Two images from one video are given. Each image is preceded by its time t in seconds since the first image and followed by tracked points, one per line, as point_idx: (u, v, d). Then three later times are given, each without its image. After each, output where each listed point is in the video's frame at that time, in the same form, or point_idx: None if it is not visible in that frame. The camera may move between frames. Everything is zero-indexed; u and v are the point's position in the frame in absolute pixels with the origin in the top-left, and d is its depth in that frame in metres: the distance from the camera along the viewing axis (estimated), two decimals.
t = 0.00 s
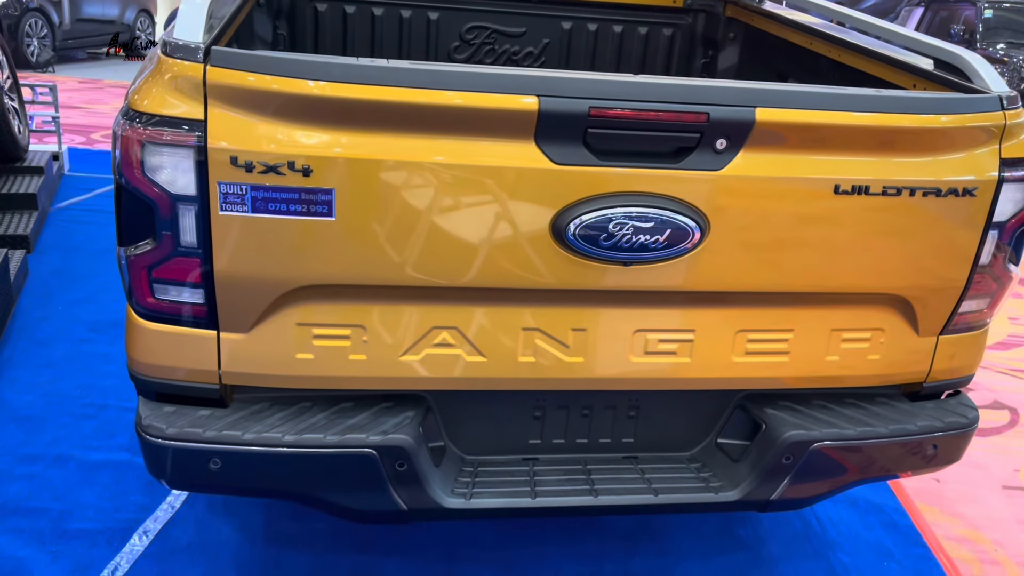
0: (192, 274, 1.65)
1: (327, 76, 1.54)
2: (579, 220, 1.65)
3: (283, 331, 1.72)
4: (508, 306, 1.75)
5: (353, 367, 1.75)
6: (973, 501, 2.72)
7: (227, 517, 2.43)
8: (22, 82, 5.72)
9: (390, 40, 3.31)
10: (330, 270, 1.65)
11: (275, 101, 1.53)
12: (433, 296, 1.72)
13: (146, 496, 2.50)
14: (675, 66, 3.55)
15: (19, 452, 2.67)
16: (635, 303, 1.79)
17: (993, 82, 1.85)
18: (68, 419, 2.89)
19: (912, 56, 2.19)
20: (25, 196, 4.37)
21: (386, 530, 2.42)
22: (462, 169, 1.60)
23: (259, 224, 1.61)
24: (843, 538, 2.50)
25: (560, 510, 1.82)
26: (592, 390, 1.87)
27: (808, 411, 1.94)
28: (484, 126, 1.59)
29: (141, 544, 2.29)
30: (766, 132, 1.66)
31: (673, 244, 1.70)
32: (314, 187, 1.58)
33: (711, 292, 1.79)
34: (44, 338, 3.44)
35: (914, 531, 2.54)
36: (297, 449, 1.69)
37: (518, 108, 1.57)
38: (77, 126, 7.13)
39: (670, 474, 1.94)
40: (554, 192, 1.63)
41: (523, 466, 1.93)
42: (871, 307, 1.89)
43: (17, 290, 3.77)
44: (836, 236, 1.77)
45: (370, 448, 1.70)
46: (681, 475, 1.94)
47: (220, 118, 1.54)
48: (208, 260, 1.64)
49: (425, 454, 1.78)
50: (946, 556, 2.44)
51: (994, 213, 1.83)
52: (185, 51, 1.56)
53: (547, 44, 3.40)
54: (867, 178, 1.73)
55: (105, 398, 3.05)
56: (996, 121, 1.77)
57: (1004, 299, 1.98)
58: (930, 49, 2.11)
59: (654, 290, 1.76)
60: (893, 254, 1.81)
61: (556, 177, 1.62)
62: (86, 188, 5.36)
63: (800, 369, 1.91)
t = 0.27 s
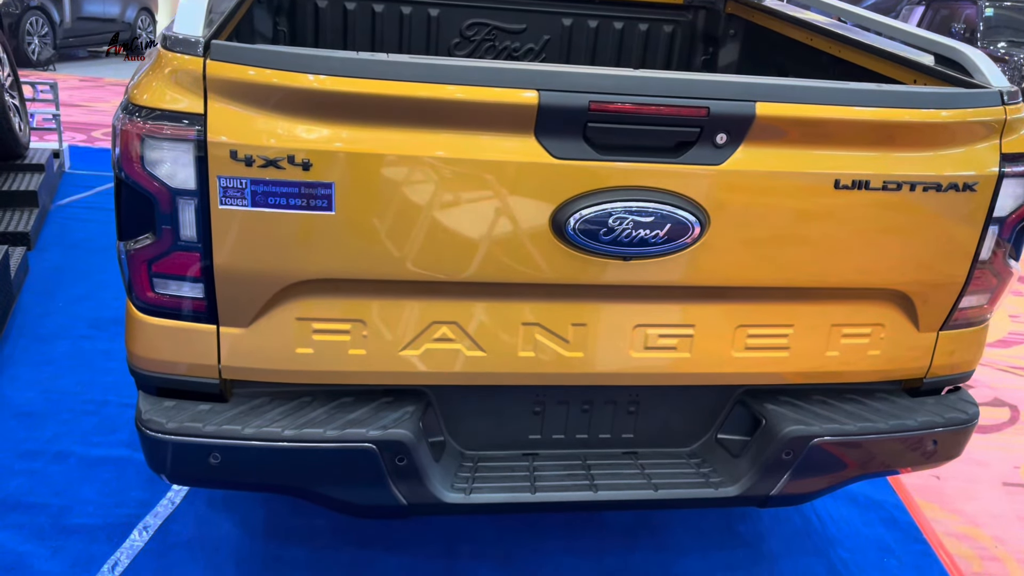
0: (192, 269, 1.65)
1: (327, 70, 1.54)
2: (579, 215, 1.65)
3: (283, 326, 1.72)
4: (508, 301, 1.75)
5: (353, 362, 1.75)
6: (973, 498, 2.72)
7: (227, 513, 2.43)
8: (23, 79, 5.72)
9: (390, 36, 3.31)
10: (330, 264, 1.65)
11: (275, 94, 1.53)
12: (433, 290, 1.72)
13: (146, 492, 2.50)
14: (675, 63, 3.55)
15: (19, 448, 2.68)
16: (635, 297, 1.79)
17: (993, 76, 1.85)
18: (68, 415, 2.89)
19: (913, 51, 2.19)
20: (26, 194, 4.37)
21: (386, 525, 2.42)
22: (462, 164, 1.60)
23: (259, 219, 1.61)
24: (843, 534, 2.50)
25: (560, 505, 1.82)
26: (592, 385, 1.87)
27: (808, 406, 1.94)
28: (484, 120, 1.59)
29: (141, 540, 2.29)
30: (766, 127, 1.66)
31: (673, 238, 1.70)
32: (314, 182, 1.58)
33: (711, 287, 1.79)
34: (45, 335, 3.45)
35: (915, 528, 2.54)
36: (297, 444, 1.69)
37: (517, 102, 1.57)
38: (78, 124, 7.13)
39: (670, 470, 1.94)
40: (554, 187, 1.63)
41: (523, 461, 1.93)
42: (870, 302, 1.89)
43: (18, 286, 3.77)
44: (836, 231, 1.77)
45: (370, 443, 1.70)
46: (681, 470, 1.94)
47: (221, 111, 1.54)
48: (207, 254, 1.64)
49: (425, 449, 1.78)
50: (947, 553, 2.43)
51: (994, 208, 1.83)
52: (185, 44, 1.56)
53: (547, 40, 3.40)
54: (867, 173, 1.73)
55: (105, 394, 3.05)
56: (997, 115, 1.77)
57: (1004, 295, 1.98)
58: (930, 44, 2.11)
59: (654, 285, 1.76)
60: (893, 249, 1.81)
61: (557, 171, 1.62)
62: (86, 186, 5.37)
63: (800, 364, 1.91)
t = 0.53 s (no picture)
0: (191, 264, 1.65)
1: (326, 65, 1.53)
2: (579, 211, 1.65)
3: (283, 322, 1.72)
4: (507, 297, 1.75)
5: (353, 358, 1.75)
6: (974, 496, 2.72)
7: (227, 510, 2.43)
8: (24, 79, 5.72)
9: (390, 34, 3.31)
10: (329, 260, 1.65)
11: (275, 90, 1.53)
12: (432, 286, 1.72)
13: (145, 489, 2.50)
14: (676, 61, 3.55)
15: (19, 446, 2.67)
16: (635, 294, 1.79)
17: (992, 73, 1.85)
18: (68, 413, 2.89)
19: (912, 48, 2.19)
20: (26, 193, 4.37)
21: (386, 523, 2.42)
22: (462, 159, 1.60)
23: (259, 214, 1.61)
24: (844, 532, 2.49)
25: (560, 501, 1.82)
26: (592, 381, 1.87)
27: (808, 403, 1.93)
28: (484, 116, 1.59)
29: (141, 537, 2.29)
30: (766, 122, 1.66)
31: (673, 234, 1.70)
32: (313, 177, 1.58)
33: (711, 283, 1.79)
34: (44, 333, 3.45)
35: (915, 526, 2.54)
36: (297, 440, 1.68)
37: (517, 97, 1.57)
38: (79, 124, 7.13)
39: (670, 467, 1.94)
40: (554, 183, 1.63)
41: (523, 458, 1.92)
42: (870, 299, 1.89)
43: (18, 285, 3.77)
44: (836, 227, 1.77)
45: (369, 439, 1.69)
46: (681, 467, 1.94)
47: (220, 107, 1.54)
48: (206, 249, 1.64)
49: (424, 446, 1.77)
50: (947, 551, 2.43)
51: (994, 204, 1.82)
52: (184, 40, 1.55)
53: (547, 39, 3.40)
54: (867, 169, 1.73)
55: (105, 392, 3.05)
56: (997, 111, 1.77)
57: (1005, 292, 1.98)
58: (929, 41, 2.11)
59: (654, 281, 1.76)
60: (894, 245, 1.81)
61: (556, 167, 1.62)
62: (86, 186, 5.37)
63: (800, 360, 1.91)
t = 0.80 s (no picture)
0: (190, 262, 1.65)
1: (326, 62, 1.54)
2: (579, 208, 1.65)
3: (283, 319, 1.71)
4: (507, 294, 1.75)
5: (352, 356, 1.75)
6: (975, 495, 2.71)
7: (226, 510, 2.42)
8: (24, 81, 5.73)
9: (390, 34, 3.32)
10: (329, 257, 1.65)
11: (274, 86, 1.54)
12: (432, 283, 1.72)
13: (145, 489, 2.50)
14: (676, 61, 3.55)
15: (19, 446, 2.67)
16: (635, 291, 1.78)
17: (992, 70, 1.85)
18: (68, 413, 2.89)
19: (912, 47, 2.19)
20: (27, 194, 4.38)
21: (385, 522, 2.42)
22: (461, 156, 1.60)
23: (258, 211, 1.61)
24: (844, 531, 2.49)
25: (560, 499, 1.81)
26: (592, 379, 1.86)
27: (808, 401, 1.93)
28: (483, 112, 1.59)
29: (140, 536, 2.29)
30: (766, 119, 1.66)
31: (672, 232, 1.70)
32: (313, 173, 1.58)
33: (711, 280, 1.78)
34: (44, 334, 3.45)
35: (916, 525, 2.53)
36: (296, 437, 1.68)
37: (517, 94, 1.57)
38: (80, 127, 7.14)
39: (670, 465, 1.93)
40: (553, 179, 1.63)
41: (522, 456, 1.92)
42: (870, 297, 1.88)
43: (18, 286, 3.77)
44: (836, 225, 1.77)
45: (369, 437, 1.69)
46: (681, 465, 1.93)
47: (220, 103, 1.54)
48: (205, 246, 1.64)
49: (424, 444, 1.77)
50: (948, 550, 2.42)
51: (994, 202, 1.82)
52: (183, 36, 1.55)
53: (547, 39, 3.40)
54: (867, 166, 1.73)
55: (105, 392, 3.05)
56: (997, 108, 1.77)
57: (1005, 289, 1.98)
58: (929, 40, 2.11)
59: (653, 279, 1.76)
60: (894, 243, 1.81)
61: (556, 164, 1.62)
62: (87, 187, 5.37)
63: (800, 358, 1.90)
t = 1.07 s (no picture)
0: (189, 261, 1.65)
1: (324, 60, 1.54)
2: (577, 206, 1.65)
3: (282, 318, 1.71)
4: (505, 293, 1.75)
5: (351, 355, 1.75)
6: (976, 497, 2.71)
7: (226, 511, 2.42)
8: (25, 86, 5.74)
9: (390, 37, 3.33)
10: (327, 256, 1.65)
11: (273, 85, 1.54)
12: (430, 282, 1.72)
13: (144, 491, 2.49)
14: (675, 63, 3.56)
15: (18, 448, 2.67)
16: (633, 290, 1.78)
17: (990, 69, 1.85)
18: (67, 415, 2.89)
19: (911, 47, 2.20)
20: (27, 198, 4.39)
21: (385, 523, 2.41)
22: (459, 155, 1.60)
23: (257, 210, 1.61)
24: (844, 533, 2.48)
25: (559, 499, 1.81)
26: (591, 379, 1.86)
27: (808, 401, 1.93)
28: (482, 111, 1.59)
29: (139, 538, 2.28)
30: (764, 118, 1.66)
31: (671, 230, 1.70)
32: (311, 172, 1.58)
33: (710, 279, 1.78)
34: (44, 336, 3.45)
35: (917, 527, 2.52)
36: (295, 437, 1.67)
37: (515, 93, 1.57)
38: (81, 131, 7.16)
39: (670, 465, 1.93)
40: (551, 178, 1.63)
41: (522, 456, 1.92)
42: (870, 296, 1.88)
43: (18, 289, 3.78)
44: (834, 224, 1.76)
45: (367, 437, 1.69)
46: (680, 465, 1.93)
47: (218, 102, 1.55)
48: (204, 245, 1.64)
49: (423, 443, 1.77)
50: (949, 552, 2.42)
51: (993, 201, 1.82)
52: (182, 35, 1.56)
53: (546, 41, 3.41)
54: (865, 165, 1.73)
55: (104, 395, 3.05)
56: (995, 107, 1.77)
57: (1004, 289, 1.98)
58: (928, 40, 2.12)
59: (652, 278, 1.75)
60: (892, 241, 1.81)
61: (554, 162, 1.62)
62: (87, 192, 5.38)
63: (800, 358, 1.90)
